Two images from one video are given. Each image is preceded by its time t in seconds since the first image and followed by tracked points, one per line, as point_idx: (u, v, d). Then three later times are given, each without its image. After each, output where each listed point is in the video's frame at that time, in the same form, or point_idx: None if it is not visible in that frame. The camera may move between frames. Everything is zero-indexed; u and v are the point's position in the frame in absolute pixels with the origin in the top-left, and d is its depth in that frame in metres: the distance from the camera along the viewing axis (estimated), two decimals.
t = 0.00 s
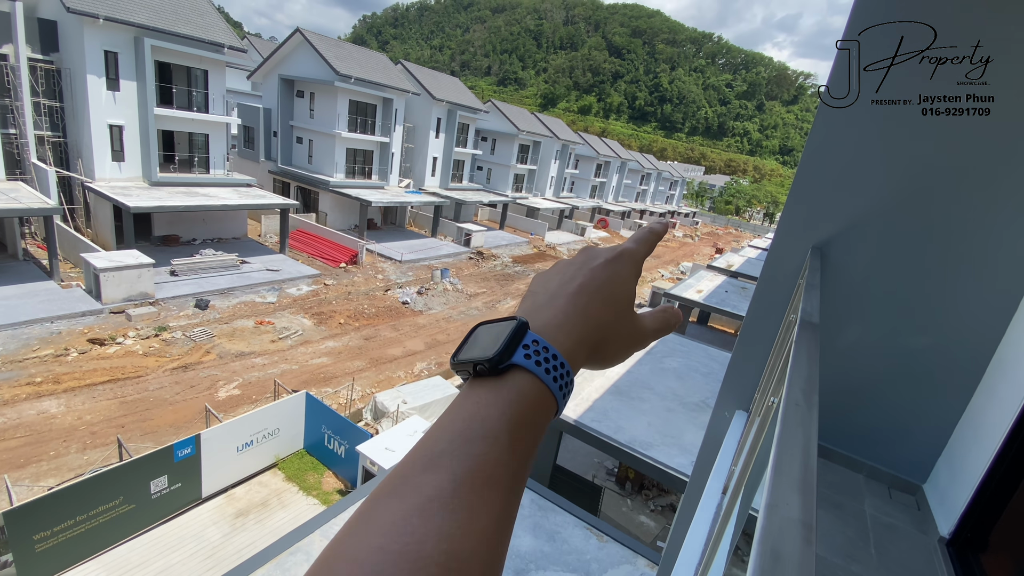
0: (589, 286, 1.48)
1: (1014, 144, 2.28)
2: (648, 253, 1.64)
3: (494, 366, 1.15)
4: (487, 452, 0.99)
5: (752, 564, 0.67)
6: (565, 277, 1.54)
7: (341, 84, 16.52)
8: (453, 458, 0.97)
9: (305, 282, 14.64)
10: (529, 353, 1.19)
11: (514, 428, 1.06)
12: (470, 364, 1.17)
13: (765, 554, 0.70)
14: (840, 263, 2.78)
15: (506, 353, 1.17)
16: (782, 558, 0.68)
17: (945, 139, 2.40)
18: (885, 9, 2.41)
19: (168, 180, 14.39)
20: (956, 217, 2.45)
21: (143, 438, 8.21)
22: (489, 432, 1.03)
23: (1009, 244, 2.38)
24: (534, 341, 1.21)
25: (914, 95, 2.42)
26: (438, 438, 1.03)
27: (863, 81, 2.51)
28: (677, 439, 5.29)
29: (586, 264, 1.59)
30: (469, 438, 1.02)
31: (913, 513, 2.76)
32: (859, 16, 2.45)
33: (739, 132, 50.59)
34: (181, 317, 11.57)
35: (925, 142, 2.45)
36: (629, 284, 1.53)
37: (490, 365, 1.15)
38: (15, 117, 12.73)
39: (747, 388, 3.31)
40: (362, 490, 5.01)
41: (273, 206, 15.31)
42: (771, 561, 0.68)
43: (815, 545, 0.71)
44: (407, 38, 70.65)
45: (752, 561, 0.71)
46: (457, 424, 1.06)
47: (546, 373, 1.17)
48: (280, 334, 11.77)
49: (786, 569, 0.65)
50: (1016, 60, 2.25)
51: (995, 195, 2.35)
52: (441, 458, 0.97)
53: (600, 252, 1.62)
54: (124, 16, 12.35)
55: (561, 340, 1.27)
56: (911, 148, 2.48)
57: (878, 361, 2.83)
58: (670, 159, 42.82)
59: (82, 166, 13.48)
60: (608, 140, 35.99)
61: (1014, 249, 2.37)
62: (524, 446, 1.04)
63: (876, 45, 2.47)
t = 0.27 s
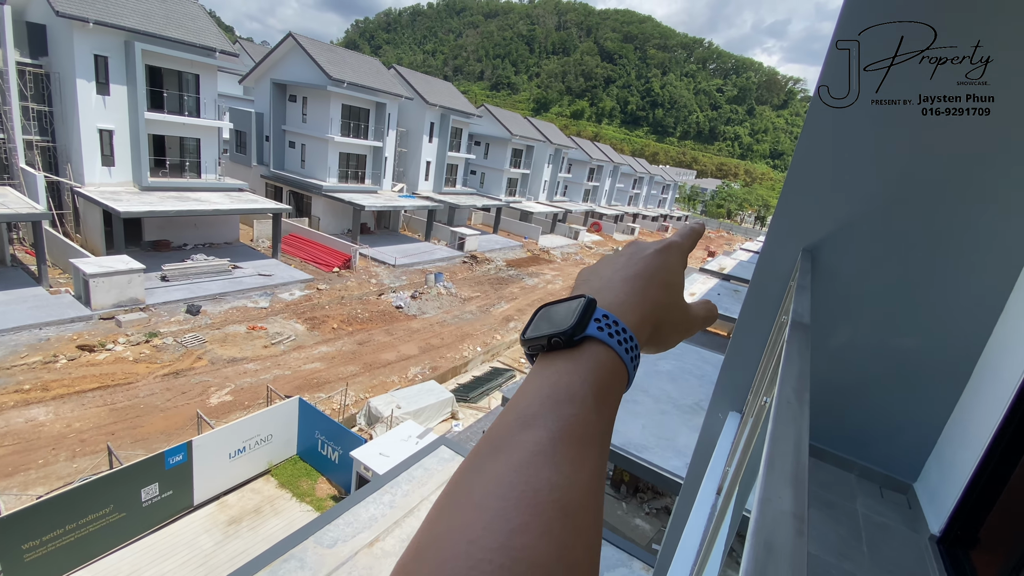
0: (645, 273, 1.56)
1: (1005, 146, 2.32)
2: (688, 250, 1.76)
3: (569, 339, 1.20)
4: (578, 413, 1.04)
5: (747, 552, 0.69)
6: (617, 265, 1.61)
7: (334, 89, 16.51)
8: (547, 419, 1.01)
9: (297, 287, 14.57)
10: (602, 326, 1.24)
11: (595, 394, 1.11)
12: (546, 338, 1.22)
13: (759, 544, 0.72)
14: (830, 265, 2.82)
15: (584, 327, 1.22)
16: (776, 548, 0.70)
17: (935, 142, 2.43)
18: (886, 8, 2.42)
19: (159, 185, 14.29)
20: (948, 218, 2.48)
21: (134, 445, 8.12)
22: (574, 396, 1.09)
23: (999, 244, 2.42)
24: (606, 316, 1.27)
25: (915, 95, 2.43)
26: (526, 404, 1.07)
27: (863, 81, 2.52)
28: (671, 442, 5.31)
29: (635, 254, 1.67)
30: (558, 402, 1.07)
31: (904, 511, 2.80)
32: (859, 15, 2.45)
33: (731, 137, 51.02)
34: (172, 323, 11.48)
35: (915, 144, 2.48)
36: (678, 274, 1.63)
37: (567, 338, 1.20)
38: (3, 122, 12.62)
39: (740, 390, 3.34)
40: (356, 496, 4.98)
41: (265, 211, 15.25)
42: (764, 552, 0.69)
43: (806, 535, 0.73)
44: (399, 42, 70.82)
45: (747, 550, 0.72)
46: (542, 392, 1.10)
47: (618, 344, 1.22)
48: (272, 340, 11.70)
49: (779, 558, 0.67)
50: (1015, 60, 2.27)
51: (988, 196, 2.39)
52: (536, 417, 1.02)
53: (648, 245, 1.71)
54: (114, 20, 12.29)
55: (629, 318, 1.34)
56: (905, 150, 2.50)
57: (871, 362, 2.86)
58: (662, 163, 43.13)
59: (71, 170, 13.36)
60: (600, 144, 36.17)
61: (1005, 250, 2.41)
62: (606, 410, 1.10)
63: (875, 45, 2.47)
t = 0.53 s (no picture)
0: (648, 280, 1.59)
1: (996, 149, 2.36)
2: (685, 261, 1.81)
3: (580, 338, 1.22)
4: (591, 406, 1.06)
5: (730, 546, 0.71)
6: (620, 274, 1.65)
7: (328, 92, 16.50)
8: (563, 411, 1.04)
9: (291, 291, 14.53)
10: (611, 327, 1.27)
11: (606, 389, 1.14)
12: (557, 337, 1.24)
13: (741, 537, 0.74)
14: (820, 269, 2.86)
15: (594, 326, 1.25)
16: (757, 540, 0.72)
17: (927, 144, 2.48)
18: (887, 9, 2.44)
19: (152, 189, 14.22)
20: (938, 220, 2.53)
21: (126, 450, 8.06)
22: (587, 390, 1.11)
23: (989, 246, 2.46)
24: (615, 317, 1.29)
25: (915, 95, 2.46)
26: (542, 397, 1.09)
27: (863, 82, 2.54)
28: (665, 444, 5.34)
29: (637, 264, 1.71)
30: (571, 396, 1.09)
31: (894, 510, 2.84)
32: (860, 16, 2.48)
33: (723, 140, 51.39)
34: (165, 327, 11.41)
35: (906, 147, 2.53)
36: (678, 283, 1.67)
37: (577, 337, 1.22)
38: None
39: (733, 391, 3.38)
40: (351, 500, 4.98)
41: (259, 214, 15.20)
42: (745, 544, 0.71)
43: (787, 529, 0.75)
44: (393, 46, 70.90)
45: (729, 545, 0.74)
46: (556, 387, 1.13)
47: (626, 343, 1.25)
48: (266, 344, 11.65)
49: (757, 551, 0.69)
50: (1014, 61, 2.29)
51: (981, 198, 2.42)
52: (550, 409, 1.04)
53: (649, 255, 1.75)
54: (106, 24, 12.25)
55: (636, 321, 1.36)
56: (899, 151, 2.55)
57: (862, 362, 2.90)
58: (655, 166, 43.36)
59: (63, 174, 13.27)
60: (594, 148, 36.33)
61: (993, 251, 2.45)
62: (616, 404, 1.12)
63: (877, 45, 2.50)
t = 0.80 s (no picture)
0: (637, 283, 1.59)
1: (991, 149, 2.37)
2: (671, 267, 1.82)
3: (573, 336, 1.22)
4: (587, 402, 1.06)
5: (721, 549, 0.71)
6: (608, 278, 1.65)
7: (324, 93, 16.45)
8: (558, 405, 1.03)
9: (287, 292, 14.47)
10: (602, 326, 1.27)
11: (601, 385, 1.13)
12: (550, 336, 1.23)
13: (732, 541, 0.73)
14: (814, 269, 2.86)
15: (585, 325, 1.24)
16: (749, 544, 0.71)
17: (922, 145, 2.48)
18: (887, 8, 2.42)
19: (146, 190, 14.14)
20: (933, 220, 2.53)
21: (120, 454, 8.00)
22: (582, 386, 1.11)
23: (982, 246, 2.48)
24: (606, 317, 1.29)
25: (915, 95, 2.45)
26: (537, 394, 1.08)
27: (863, 82, 2.53)
28: (662, 444, 5.34)
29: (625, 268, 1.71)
30: (567, 392, 1.08)
31: (889, 511, 2.84)
32: (858, 16, 2.46)
33: (719, 141, 51.55)
34: (159, 329, 11.34)
35: (901, 147, 2.53)
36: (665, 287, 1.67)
37: (570, 336, 1.22)
38: None
39: (729, 391, 3.38)
40: (346, 502, 4.95)
41: (254, 215, 15.13)
42: (735, 548, 0.71)
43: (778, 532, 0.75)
44: (390, 48, 71.07)
45: (720, 549, 0.74)
46: (550, 384, 1.12)
47: (617, 341, 1.25)
48: (261, 345, 11.60)
49: (748, 553, 0.69)
50: (1014, 61, 2.29)
51: (977, 198, 2.43)
52: (545, 404, 1.04)
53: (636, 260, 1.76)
54: (100, 24, 12.18)
55: (625, 322, 1.36)
56: (895, 153, 2.54)
57: (855, 362, 2.91)
58: (651, 167, 43.46)
59: (56, 175, 13.18)
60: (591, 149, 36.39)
61: (987, 251, 2.47)
62: (610, 399, 1.12)
63: (877, 45, 2.48)
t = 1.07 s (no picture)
0: (633, 278, 1.59)
1: (989, 150, 2.38)
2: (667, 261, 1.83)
3: (567, 333, 1.22)
4: (584, 396, 1.05)
5: (723, 552, 0.70)
6: (604, 273, 1.65)
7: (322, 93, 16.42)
8: (556, 402, 1.02)
9: (285, 292, 14.44)
10: (596, 321, 1.26)
11: (598, 379, 1.13)
12: (545, 334, 1.22)
13: (737, 543, 0.73)
14: (813, 269, 2.87)
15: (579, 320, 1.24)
16: (752, 548, 0.72)
17: (921, 145, 2.49)
18: (887, 7, 2.42)
19: (143, 190, 14.10)
20: (931, 220, 2.54)
21: (116, 454, 7.97)
22: (579, 382, 1.10)
23: (980, 246, 2.49)
24: (601, 312, 1.28)
25: (915, 95, 2.45)
26: (535, 392, 1.08)
27: (863, 81, 2.53)
28: (660, 444, 5.35)
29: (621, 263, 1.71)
30: (564, 388, 1.08)
31: (887, 511, 2.85)
32: (858, 16, 2.46)
33: (716, 142, 51.60)
34: (156, 330, 11.31)
35: (900, 147, 2.53)
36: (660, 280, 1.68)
37: (565, 332, 1.21)
38: None
39: (728, 391, 3.38)
40: (344, 503, 4.94)
41: (252, 215, 15.10)
42: (738, 551, 0.71)
43: (782, 536, 0.75)
44: (387, 47, 71.02)
45: (723, 551, 0.74)
46: (547, 380, 1.11)
47: (613, 336, 1.24)
48: (259, 346, 11.57)
49: (753, 557, 0.69)
50: (1014, 61, 2.30)
51: (975, 198, 2.44)
52: (543, 401, 1.03)
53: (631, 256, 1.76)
54: (97, 24, 12.15)
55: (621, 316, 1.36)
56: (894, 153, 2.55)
57: (854, 362, 2.91)
58: (650, 168, 43.51)
59: (52, 175, 13.14)
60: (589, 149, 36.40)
61: (983, 251, 2.49)
62: (608, 394, 1.11)
63: (877, 45, 2.48)
